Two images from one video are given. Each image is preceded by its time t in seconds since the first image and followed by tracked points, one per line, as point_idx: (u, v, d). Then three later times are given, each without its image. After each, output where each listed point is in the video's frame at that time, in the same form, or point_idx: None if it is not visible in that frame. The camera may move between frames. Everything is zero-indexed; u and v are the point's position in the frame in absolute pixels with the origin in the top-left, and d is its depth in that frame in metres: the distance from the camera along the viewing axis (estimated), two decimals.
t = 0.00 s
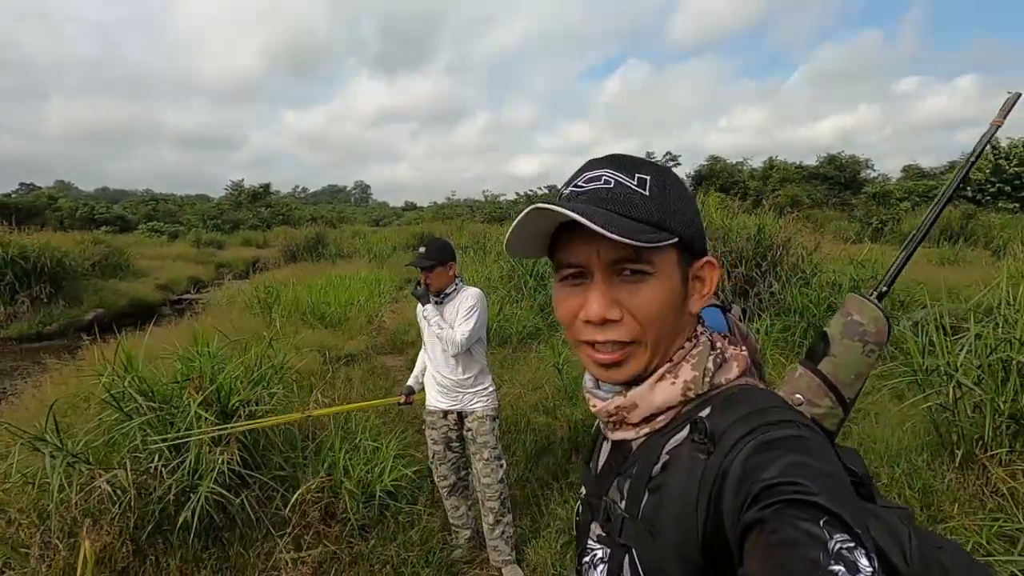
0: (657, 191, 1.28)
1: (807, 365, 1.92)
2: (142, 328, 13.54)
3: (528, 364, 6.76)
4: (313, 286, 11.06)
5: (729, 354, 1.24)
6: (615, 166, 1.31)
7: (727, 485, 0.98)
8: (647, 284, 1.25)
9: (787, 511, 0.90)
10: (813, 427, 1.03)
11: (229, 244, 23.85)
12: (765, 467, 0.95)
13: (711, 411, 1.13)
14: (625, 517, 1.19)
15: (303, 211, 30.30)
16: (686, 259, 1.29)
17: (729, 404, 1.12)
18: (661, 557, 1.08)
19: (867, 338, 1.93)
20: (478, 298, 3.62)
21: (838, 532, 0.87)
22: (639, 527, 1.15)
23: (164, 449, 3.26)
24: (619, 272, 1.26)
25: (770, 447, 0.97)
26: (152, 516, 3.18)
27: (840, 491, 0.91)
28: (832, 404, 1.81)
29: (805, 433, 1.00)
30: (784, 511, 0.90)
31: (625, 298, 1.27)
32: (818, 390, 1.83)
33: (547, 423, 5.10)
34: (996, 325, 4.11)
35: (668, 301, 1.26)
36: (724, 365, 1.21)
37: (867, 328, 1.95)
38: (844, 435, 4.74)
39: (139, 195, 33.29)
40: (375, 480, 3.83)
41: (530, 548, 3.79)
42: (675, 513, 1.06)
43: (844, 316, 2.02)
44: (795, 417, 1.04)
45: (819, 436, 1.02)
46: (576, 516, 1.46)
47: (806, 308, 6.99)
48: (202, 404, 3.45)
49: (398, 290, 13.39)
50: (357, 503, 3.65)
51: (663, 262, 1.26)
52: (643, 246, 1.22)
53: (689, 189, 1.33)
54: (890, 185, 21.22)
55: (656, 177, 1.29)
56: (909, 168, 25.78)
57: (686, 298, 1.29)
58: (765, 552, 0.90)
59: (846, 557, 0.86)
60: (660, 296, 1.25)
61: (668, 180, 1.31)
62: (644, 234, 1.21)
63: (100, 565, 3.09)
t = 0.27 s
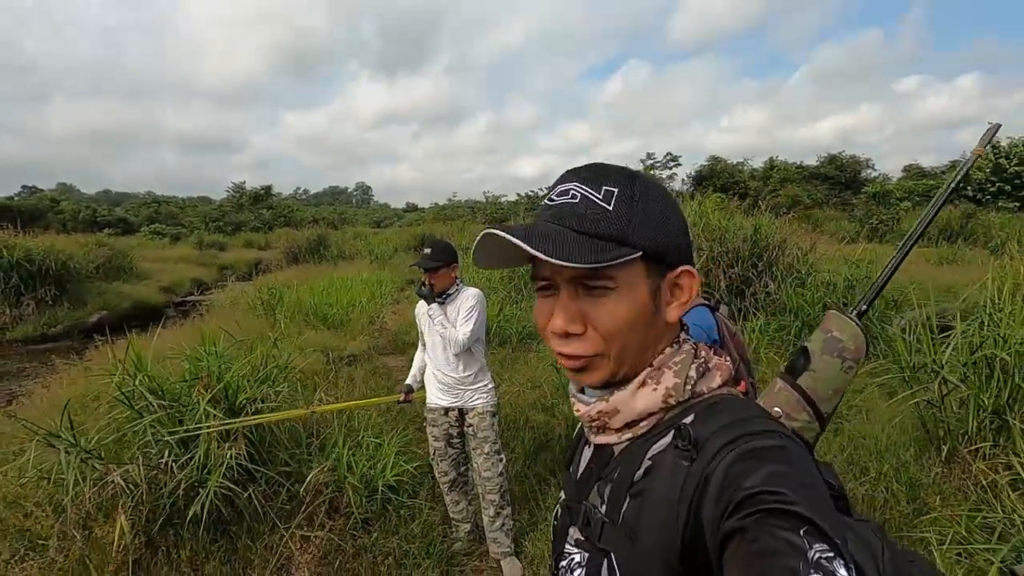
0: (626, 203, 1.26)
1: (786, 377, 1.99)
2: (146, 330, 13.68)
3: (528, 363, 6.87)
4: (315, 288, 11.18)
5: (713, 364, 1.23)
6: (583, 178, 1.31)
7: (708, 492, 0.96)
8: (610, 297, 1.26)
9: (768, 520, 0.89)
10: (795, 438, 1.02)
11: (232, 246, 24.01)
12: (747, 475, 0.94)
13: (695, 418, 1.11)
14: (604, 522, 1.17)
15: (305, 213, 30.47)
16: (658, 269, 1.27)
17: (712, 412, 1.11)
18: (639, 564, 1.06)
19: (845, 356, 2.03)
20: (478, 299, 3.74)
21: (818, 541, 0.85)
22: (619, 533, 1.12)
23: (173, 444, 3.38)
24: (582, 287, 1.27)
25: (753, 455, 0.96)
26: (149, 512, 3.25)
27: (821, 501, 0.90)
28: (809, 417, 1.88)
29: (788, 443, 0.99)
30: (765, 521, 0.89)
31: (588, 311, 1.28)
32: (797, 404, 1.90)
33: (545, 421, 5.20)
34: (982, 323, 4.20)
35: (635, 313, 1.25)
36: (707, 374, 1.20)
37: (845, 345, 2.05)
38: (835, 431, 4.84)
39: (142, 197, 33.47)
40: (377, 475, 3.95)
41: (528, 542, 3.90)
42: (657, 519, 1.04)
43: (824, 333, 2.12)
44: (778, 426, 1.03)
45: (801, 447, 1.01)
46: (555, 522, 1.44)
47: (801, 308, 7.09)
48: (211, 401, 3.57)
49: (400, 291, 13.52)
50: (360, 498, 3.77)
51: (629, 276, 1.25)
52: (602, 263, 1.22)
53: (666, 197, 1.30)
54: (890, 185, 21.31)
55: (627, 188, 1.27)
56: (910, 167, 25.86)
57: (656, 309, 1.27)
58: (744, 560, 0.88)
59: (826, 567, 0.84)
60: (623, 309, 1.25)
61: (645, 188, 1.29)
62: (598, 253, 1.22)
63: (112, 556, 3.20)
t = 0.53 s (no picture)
0: (598, 226, 1.24)
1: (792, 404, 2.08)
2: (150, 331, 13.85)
3: (527, 364, 7.00)
4: (318, 289, 11.32)
5: (716, 385, 1.22)
6: (563, 202, 1.33)
7: (707, 512, 0.97)
8: (579, 320, 1.26)
9: (767, 544, 0.90)
10: (796, 461, 1.03)
11: (234, 247, 24.18)
12: (746, 497, 0.95)
13: (695, 437, 1.11)
14: (602, 538, 1.18)
15: (306, 214, 30.63)
16: (635, 290, 1.23)
17: (713, 431, 1.11)
18: None
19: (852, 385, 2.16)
20: (481, 303, 3.87)
21: (816, 569, 0.86)
22: (616, 549, 1.13)
23: (187, 441, 3.52)
24: (553, 310, 1.29)
25: (753, 478, 0.97)
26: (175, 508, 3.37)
27: (820, 528, 0.91)
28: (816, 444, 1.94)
29: (789, 467, 0.99)
30: (765, 544, 0.90)
31: (562, 332, 1.29)
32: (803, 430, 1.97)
33: (544, 420, 5.33)
34: (967, 325, 4.32)
35: (604, 336, 1.24)
36: (707, 396, 1.19)
37: (853, 375, 2.19)
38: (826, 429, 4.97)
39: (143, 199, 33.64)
40: (382, 471, 4.12)
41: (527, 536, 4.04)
42: (656, 537, 1.05)
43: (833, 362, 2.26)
44: (780, 448, 1.04)
45: (802, 470, 1.02)
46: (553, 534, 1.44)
47: (796, 309, 7.22)
48: (223, 400, 3.72)
49: (401, 291, 13.66)
50: (367, 493, 3.93)
51: (598, 299, 1.23)
52: (562, 288, 1.24)
53: (648, 213, 1.24)
54: (889, 185, 21.43)
55: (603, 209, 1.24)
56: (909, 167, 25.97)
57: (632, 331, 1.24)
58: None
59: None
60: (591, 332, 1.25)
61: (625, 205, 1.24)
62: (556, 278, 1.24)
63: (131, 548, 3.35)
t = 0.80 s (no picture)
0: (600, 233, 1.31)
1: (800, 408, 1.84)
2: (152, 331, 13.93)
3: (527, 363, 7.08)
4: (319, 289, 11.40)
5: (721, 395, 1.28)
6: (568, 209, 1.40)
7: (711, 524, 1.00)
8: (579, 325, 1.34)
9: (772, 556, 0.94)
10: (798, 471, 1.07)
11: (235, 248, 24.26)
12: (752, 509, 0.99)
13: (698, 448, 1.16)
14: (602, 545, 1.22)
15: (306, 214, 30.71)
16: (636, 298, 1.30)
17: (715, 443, 1.15)
18: None
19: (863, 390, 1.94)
20: (483, 303, 3.94)
21: None
22: (616, 557, 1.17)
23: (196, 439, 3.60)
24: (556, 314, 1.37)
25: (757, 491, 1.00)
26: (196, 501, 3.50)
27: (823, 539, 0.96)
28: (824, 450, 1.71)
29: (792, 478, 1.04)
30: (771, 557, 0.94)
31: (563, 336, 1.37)
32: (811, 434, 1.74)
33: (544, 418, 5.42)
34: (959, 324, 4.40)
35: (604, 342, 1.31)
36: (712, 405, 1.25)
37: (864, 379, 1.98)
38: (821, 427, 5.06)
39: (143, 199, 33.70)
40: (386, 467, 4.21)
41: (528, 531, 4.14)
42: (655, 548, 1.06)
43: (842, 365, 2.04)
44: (782, 460, 1.08)
45: (804, 481, 1.06)
46: (555, 542, 1.49)
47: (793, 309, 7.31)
48: (230, 398, 3.80)
49: (402, 292, 13.75)
50: (371, 489, 4.02)
51: (598, 305, 1.31)
52: (562, 294, 1.32)
53: (648, 223, 1.30)
54: (887, 185, 21.52)
55: (604, 217, 1.32)
56: (907, 167, 26.04)
57: (631, 337, 1.31)
58: None
59: None
60: (591, 337, 1.32)
61: (627, 214, 1.31)
62: (557, 283, 1.33)
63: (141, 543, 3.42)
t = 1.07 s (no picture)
0: (590, 222, 1.34)
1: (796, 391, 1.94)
2: (152, 331, 13.95)
3: (527, 362, 7.12)
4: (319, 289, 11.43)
5: (710, 389, 1.31)
6: (559, 197, 1.43)
7: (697, 518, 1.02)
8: (568, 314, 1.37)
9: (758, 550, 0.95)
10: (785, 467, 1.09)
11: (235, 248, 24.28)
12: (738, 504, 1.01)
13: (685, 442, 1.18)
14: (586, 533, 1.27)
15: (306, 215, 30.72)
16: (625, 287, 1.32)
17: (702, 438, 1.17)
18: None
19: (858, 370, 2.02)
20: (483, 302, 3.99)
21: None
22: (600, 547, 1.21)
23: (198, 437, 3.64)
24: (546, 303, 1.40)
25: (743, 487, 1.02)
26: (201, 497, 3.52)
27: (810, 534, 0.97)
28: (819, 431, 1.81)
29: (778, 475, 1.05)
30: (756, 550, 0.95)
31: (553, 324, 1.41)
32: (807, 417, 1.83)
33: (544, 416, 5.45)
34: (956, 322, 4.43)
35: (593, 331, 1.34)
36: (700, 399, 1.28)
37: (860, 359, 2.05)
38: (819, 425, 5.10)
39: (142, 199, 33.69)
40: (386, 465, 4.25)
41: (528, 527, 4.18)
42: (638, 538, 1.10)
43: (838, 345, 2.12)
44: (770, 456, 1.09)
45: (792, 476, 1.08)
46: (543, 526, 1.54)
47: (792, 308, 7.34)
48: (233, 396, 3.83)
49: (402, 292, 13.78)
50: (373, 486, 4.04)
51: (587, 294, 1.34)
52: (551, 283, 1.36)
53: (639, 212, 1.32)
54: (887, 185, 21.54)
55: (594, 207, 1.34)
56: (907, 168, 26.08)
57: (620, 327, 1.34)
58: None
59: None
60: (580, 326, 1.35)
61: (618, 203, 1.33)
62: (547, 272, 1.36)
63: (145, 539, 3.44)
